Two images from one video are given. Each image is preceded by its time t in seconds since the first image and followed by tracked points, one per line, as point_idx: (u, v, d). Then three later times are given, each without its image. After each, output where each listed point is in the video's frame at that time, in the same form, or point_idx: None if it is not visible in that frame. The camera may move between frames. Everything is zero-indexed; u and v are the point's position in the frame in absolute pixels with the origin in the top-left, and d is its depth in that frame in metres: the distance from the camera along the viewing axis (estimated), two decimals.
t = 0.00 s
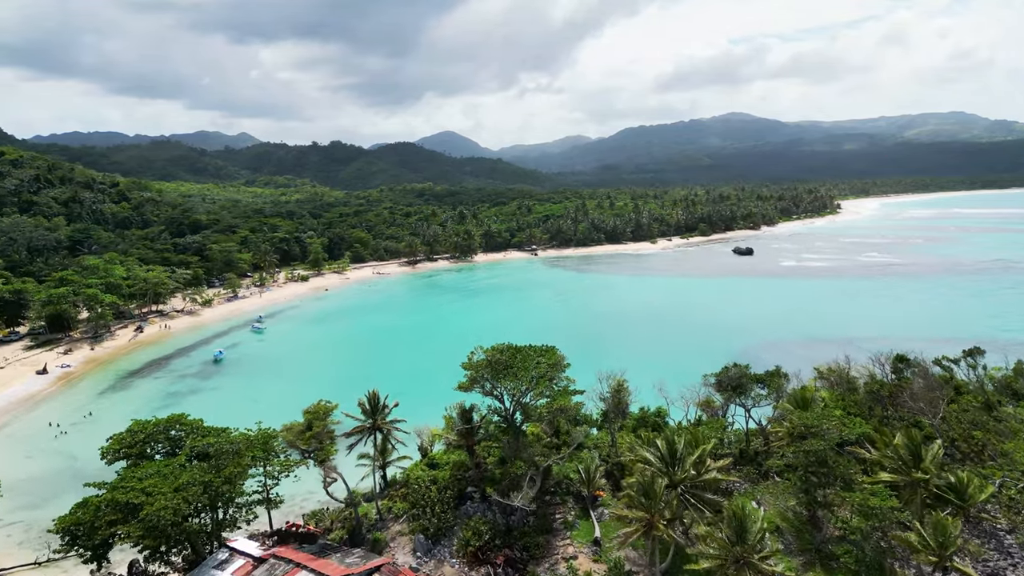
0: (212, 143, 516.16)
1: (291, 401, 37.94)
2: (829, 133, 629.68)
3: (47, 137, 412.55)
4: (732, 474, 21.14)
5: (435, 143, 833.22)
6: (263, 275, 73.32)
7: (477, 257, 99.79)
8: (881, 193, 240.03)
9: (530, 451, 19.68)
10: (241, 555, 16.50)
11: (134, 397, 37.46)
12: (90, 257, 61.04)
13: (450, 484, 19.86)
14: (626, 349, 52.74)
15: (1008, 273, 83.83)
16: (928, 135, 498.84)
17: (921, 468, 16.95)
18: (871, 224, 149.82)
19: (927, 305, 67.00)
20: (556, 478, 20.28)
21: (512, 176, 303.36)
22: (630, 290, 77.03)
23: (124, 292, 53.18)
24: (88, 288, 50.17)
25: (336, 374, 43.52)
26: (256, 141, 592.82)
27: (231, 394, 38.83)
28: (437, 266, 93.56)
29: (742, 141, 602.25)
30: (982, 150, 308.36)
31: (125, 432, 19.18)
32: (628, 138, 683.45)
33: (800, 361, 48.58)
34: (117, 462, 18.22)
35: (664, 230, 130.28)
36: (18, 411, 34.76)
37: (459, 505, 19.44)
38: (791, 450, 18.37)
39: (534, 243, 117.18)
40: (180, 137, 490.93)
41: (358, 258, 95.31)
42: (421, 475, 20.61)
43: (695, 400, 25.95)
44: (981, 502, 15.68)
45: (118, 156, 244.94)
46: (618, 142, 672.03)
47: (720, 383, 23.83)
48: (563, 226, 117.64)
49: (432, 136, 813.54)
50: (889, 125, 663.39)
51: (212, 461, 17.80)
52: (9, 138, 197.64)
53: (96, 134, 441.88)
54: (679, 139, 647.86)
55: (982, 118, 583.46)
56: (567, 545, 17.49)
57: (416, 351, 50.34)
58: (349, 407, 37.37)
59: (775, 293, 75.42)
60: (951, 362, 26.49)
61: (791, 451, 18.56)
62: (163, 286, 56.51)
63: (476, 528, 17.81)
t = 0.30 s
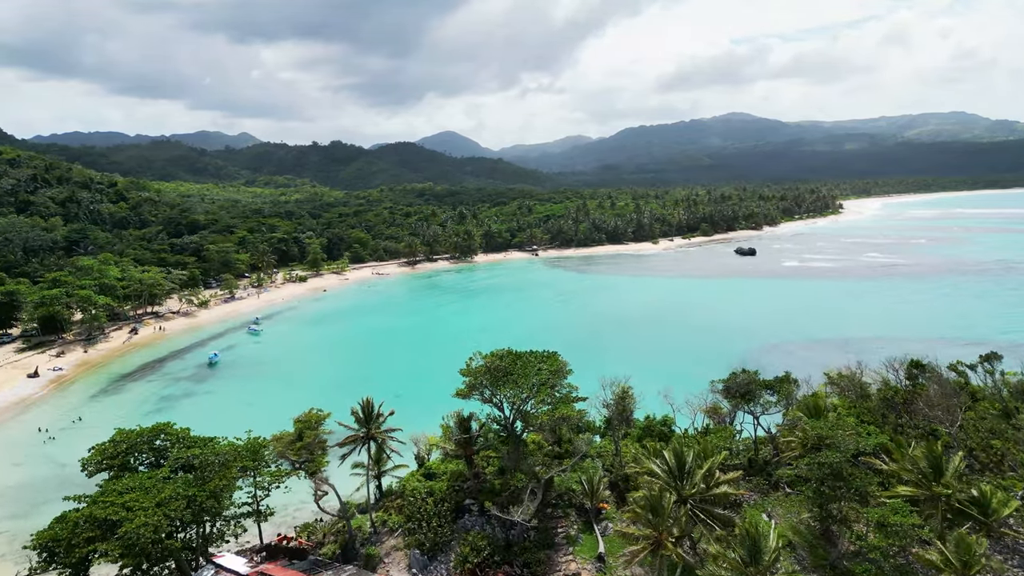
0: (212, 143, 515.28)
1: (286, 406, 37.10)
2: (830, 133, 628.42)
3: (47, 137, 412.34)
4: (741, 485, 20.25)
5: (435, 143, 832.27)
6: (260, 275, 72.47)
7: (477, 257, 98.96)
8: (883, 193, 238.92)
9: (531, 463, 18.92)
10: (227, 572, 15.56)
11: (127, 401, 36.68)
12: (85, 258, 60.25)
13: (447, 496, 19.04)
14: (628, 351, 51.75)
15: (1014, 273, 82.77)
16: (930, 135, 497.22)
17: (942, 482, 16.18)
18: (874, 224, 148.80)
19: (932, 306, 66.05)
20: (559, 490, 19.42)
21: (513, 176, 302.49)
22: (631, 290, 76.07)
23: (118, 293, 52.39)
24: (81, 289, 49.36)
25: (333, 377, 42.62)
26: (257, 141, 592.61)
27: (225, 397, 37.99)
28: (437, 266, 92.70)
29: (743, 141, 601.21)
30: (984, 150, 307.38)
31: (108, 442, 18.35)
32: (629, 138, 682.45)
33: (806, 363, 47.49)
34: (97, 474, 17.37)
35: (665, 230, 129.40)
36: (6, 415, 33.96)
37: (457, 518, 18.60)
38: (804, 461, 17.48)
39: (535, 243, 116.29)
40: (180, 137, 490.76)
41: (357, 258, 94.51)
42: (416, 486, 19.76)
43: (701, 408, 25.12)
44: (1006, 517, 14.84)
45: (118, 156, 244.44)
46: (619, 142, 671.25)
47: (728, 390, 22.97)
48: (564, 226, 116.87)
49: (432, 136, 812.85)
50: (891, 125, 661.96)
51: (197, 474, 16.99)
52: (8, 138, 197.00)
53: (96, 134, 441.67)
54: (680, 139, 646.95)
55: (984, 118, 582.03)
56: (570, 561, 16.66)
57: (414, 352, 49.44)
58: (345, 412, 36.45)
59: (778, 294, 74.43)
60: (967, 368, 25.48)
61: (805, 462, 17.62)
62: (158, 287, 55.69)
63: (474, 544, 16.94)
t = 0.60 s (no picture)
0: (212, 143, 515.55)
1: (281, 410, 36.28)
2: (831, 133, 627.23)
3: (47, 137, 411.82)
4: (752, 496, 19.33)
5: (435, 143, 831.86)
6: (258, 276, 71.63)
7: (477, 257, 98.10)
8: (885, 193, 237.95)
9: (531, 474, 18.04)
10: None
11: (119, 405, 35.87)
12: (80, 258, 59.41)
13: (444, 509, 18.23)
14: (630, 352, 50.72)
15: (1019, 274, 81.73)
16: (931, 135, 496.39)
17: (967, 497, 15.39)
18: (876, 225, 147.87)
19: (938, 307, 65.06)
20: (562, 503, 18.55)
21: (513, 176, 301.56)
22: (633, 291, 75.14)
23: (113, 295, 51.56)
24: (75, 291, 48.51)
25: (329, 379, 41.74)
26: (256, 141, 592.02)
27: (219, 401, 37.17)
28: (437, 266, 91.82)
29: (743, 141, 600.10)
30: (986, 150, 306.49)
31: (89, 452, 17.49)
32: (629, 138, 681.39)
33: (812, 365, 46.42)
34: (77, 487, 16.52)
35: (667, 230, 128.50)
36: None
37: (455, 532, 17.77)
38: (819, 474, 16.75)
39: (536, 243, 115.40)
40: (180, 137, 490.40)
41: (356, 259, 93.66)
42: (412, 499, 18.92)
43: (708, 415, 24.32)
44: None
45: (117, 156, 243.59)
46: (619, 142, 670.32)
47: (737, 396, 22.10)
48: (564, 226, 116.09)
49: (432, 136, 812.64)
50: (892, 125, 660.81)
51: (181, 487, 16.17)
52: (7, 138, 196.35)
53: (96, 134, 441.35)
54: (680, 138, 645.65)
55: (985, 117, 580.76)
56: None
57: (413, 353, 48.61)
58: (341, 415, 35.54)
59: (782, 295, 73.46)
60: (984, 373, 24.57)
61: (819, 475, 16.81)
62: (154, 288, 54.81)
63: (473, 561, 16.16)
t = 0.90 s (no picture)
0: (212, 142, 514.83)
1: (276, 414, 35.46)
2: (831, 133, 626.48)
3: (46, 137, 410.89)
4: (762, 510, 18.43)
5: (435, 142, 830.89)
6: (255, 277, 70.85)
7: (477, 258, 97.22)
8: (886, 193, 237.19)
9: (531, 487, 17.21)
10: None
11: (110, 410, 34.99)
12: (73, 259, 58.58)
13: (440, 524, 17.40)
14: (633, 354, 49.72)
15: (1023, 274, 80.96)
16: (931, 134, 495.60)
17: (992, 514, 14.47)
18: (878, 225, 147.16)
19: (944, 308, 64.03)
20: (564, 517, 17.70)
21: (513, 176, 301.01)
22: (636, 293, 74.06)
23: (106, 296, 50.71)
24: (67, 292, 47.64)
25: (325, 382, 40.79)
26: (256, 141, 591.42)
27: (212, 406, 36.35)
28: (436, 267, 90.88)
29: (744, 141, 599.17)
30: (988, 150, 305.38)
31: (67, 464, 16.59)
32: (630, 138, 680.44)
33: (818, 367, 45.34)
34: (54, 501, 15.63)
35: (668, 230, 127.69)
36: None
37: (451, 548, 16.93)
38: (835, 488, 15.86)
39: (536, 243, 114.59)
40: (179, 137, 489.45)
41: (355, 259, 92.86)
42: (407, 512, 18.03)
43: (715, 423, 23.46)
44: None
45: (116, 156, 242.88)
46: (619, 142, 669.58)
47: (745, 404, 21.29)
48: (565, 226, 115.22)
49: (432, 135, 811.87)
50: (893, 125, 660.03)
51: (163, 502, 15.33)
52: (6, 138, 195.66)
53: (95, 134, 440.58)
54: (681, 138, 644.81)
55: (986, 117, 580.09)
56: None
57: (411, 355, 47.79)
58: (336, 421, 34.58)
59: (785, 296, 72.39)
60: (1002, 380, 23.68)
61: (835, 490, 15.95)
62: (149, 290, 53.87)
63: None
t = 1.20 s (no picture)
0: (212, 142, 514.21)
1: (270, 419, 34.63)
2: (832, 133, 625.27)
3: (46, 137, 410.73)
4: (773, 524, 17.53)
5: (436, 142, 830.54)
6: (252, 278, 70.05)
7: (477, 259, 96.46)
8: (889, 193, 236.17)
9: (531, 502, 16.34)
10: None
11: (100, 416, 34.14)
12: (67, 260, 57.69)
13: (435, 540, 16.55)
14: (637, 357, 48.65)
15: None
16: (933, 134, 494.29)
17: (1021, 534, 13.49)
18: (880, 225, 146.26)
19: (950, 309, 63.02)
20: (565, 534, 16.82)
21: (514, 176, 300.19)
22: (637, 294, 73.21)
23: (99, 297, 49.84)
24: (59, 294, 46.83)
25: (321, 386, 39.90)
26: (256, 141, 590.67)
27: (205, 410, 35.51)
28: (436, 268, 89.99)
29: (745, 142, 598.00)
30: (990, 150, 304.19)
31: (43, 478, 15.75)
32: (631, 138, 679.35)
33: (825, 371, 44.16)
34: (27, 518, 14.79)
35: (669, 231, 126.80)
36: None
37: (446, 567, 16.09)
38: (852, 505, 14.93)
39: (536, 244, 113.75)
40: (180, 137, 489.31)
41: (353, 260, 92.07)
42: (400, 526, 17.20)
43: (721, 430, 22.68)
44: None
45: (116, 156, 242.22)
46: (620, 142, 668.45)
47: (755, 413, 20.48)
48: (565, 226, 114.48)
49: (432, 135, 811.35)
50: (894, 125, 658.78)
51: (141, 522, 14.48)
52: (5, 138, 194.97)
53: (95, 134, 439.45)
54: (682, 138, 643.56)
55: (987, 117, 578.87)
56: None
57: (409, 357, 46.91)
58: (331, 425, 33.62)
59: (789, 297, 71.42)
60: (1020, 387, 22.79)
61: (852, 507, 15.04)
62: (144, 291, 52.56)
63: None
